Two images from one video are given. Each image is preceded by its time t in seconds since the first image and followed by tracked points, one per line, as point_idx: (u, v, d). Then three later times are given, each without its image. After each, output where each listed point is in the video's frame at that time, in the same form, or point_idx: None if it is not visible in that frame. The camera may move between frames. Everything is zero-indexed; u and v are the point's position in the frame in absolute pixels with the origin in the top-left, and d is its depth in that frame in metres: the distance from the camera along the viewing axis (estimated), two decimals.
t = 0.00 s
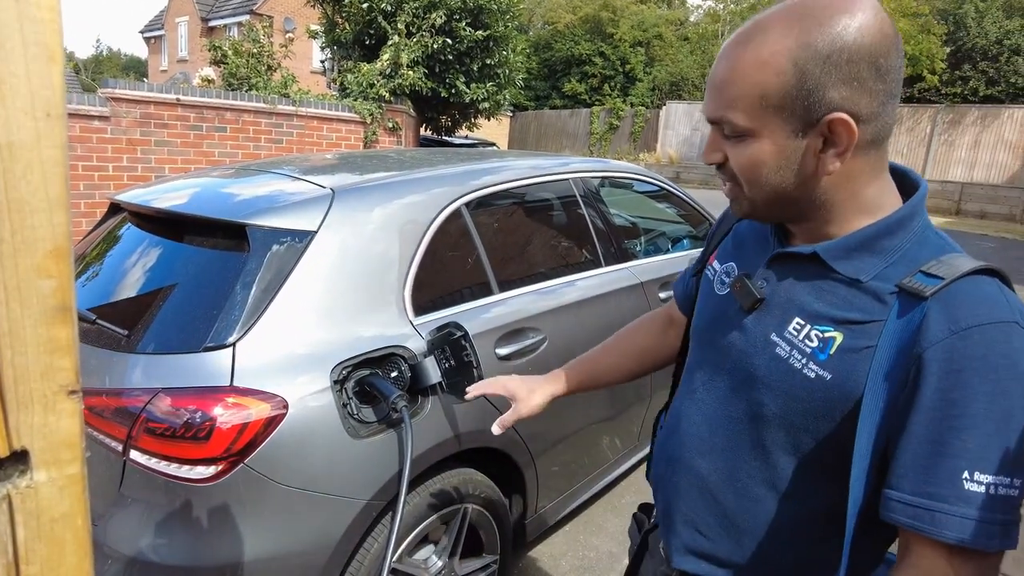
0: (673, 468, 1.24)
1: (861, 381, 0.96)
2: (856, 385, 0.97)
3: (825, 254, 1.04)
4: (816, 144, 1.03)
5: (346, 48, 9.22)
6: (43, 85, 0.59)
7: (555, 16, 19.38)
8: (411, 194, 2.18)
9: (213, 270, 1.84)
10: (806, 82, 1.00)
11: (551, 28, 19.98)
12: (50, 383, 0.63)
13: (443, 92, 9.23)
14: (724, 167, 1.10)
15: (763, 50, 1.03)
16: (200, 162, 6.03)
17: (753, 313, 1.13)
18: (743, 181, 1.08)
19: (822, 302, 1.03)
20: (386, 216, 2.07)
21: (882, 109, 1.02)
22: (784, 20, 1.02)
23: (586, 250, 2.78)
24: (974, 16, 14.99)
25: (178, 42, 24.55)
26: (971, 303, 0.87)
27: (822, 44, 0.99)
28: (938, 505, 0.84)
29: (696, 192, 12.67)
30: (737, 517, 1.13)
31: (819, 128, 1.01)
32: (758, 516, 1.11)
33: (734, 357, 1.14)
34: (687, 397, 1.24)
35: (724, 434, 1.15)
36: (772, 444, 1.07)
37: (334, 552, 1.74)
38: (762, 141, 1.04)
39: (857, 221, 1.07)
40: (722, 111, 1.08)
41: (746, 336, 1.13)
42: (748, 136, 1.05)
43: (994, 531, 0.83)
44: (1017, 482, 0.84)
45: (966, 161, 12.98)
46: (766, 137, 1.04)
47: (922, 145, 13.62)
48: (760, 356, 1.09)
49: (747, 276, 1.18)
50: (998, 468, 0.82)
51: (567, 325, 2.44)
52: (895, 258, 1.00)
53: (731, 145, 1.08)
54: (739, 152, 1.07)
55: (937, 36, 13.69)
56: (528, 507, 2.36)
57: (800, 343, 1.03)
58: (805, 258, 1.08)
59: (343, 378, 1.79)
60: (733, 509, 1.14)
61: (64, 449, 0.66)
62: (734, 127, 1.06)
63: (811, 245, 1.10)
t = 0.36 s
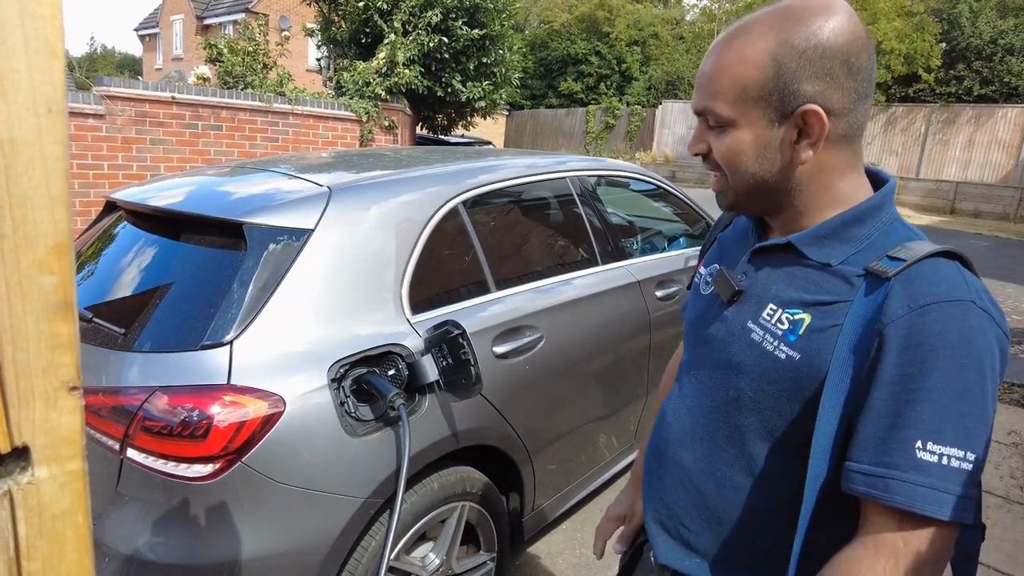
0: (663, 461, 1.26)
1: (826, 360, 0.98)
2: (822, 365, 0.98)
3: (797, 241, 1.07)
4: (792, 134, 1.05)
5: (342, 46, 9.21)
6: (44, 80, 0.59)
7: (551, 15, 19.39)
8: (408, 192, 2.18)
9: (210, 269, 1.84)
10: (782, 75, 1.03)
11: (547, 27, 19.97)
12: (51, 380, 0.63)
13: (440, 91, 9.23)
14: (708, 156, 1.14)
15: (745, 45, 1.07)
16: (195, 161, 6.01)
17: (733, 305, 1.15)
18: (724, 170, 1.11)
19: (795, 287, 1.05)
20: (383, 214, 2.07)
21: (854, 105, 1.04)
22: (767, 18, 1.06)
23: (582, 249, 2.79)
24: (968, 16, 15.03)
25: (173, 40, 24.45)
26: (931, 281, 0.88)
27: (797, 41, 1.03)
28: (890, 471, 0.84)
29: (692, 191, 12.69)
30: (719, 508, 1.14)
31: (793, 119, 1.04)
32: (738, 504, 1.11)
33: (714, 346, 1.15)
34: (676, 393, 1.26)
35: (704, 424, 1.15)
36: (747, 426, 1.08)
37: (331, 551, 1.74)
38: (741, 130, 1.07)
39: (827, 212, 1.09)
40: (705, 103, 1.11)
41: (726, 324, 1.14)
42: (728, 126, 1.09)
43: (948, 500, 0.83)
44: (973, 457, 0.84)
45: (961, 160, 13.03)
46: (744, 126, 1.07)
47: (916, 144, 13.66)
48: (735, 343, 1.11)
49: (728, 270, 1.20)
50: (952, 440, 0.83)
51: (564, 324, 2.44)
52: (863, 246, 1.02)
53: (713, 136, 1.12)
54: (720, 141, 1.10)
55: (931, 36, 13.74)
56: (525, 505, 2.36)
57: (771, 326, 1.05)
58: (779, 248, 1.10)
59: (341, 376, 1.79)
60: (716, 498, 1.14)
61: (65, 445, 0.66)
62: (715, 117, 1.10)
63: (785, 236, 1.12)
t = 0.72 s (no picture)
0: (662, 456, 1.26)
1: (797, 345, 0.99)
2: (795, 349, 0.99)
3: (773, 235, 1.08)
4: (780, 124, 1.07)
5: (338, 44, 9.19)
6: (54, 77, 0.59)
7: (548, 13, 19.37)
8: (405, 190, 2.18)
9: (209, 266, 1.84)
10: (768, 68, 1.06)
11: (544, 25, 19.94)
12: (61, 374, 0.64)
13: (437, 89, 9.22)
14: (699, 151, 1.13)
15: (728, 44, 1.09)
16: (192, 159, 5.98)
17: (716, 298, 1.17)
18: (716, 162, 1.11)
19: (769, 277, 1.07)
20: (381, 212, 2.07)
21: (831, 98, 1.09)
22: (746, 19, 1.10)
23: (579, 246, 2.79)
24: (964, 15, 15.07)
25: (168, 37, 24.33)
26: (890, 263, 0.90)
27: (779, 36, 1.07)
28: (853, 445, 0.85)
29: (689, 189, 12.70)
30: (713, 501, 1.15)
31: (782, 109, 1.06)
32: (729, 496, 1.12)
33: (701, 339, 1.17)
34: (670, 389, 1.27)
35: (695, 417, 1.17)
36: (726, 413, 1.09)
37: (330, 548, 1.74)
38: (733, 120, 1.07)
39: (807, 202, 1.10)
40: (690, 101, 1.12)
41: (710, 317, 1.16)
42: (719, 117, 1.08)
43: (911, 473, 0.83)
44: (937, 432, 0.84)
45: (956, 159, 13.08)
46: (736, 116, 1.07)
47: (912, 143, 13.70)
48: (717, 333, 1.12)
49: (715, 265, 1.22)
50: (913, 415, 0.84)
51: (562, 321, 2.45)
52: (833, 235, 1.03)
53: (700, 130, 1.12)
54: (712, 133, 1.10)
55: (927, 35, 13.78)
56: (523, 502, 2.37)
57: (748, 315, 1.07)
58: (756, 243, 1.12)
59: (340, 373, 1.79)
60: (709, 489, 1.15)
61: (74, 440, 0.66)
62: (701, 112, 1.11)
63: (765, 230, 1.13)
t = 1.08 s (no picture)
0: (665, 455, 1.27)
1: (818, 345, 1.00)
2: (816, 349, 1.00)
3: (783, 235, 1.11)
4: (833, 112, 1.14)
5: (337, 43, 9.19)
6: (67, 78, 0.60)
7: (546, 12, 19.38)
8: (406, 190, 2.19)
9: (210, 265, 1.85)
10: (828, 57, 1.12)
11: (542, 24, 19.95)
12: (73, 371, 0.65)
13: (435, 88, 9.22)
14: (768, 139, 1.10)
15: (784, 33, 1.12)
16: (190, 157, 5.99)
17: (722, 300, 1.18)
18: (789, 148, 1.10)
19: (783, 278, 1.08)
20: (381, 211, 2.08)
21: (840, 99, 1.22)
22: (787, 13, 1.14)
23: (578, 245, 2.81)
24: (961, 15, 15.10)
25: (166, 35, 24.31)
26: (910, 262, 0.92)
27: (823, 32, 1.14)
28: (885, 441, 0.86)
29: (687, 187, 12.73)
30: (723, 501, 1.15)
31: (835, 98, 1.14)
32: (743, 495, 1.12)
33: (708, 340, 1.18)
34: (673, 389, 1.27)
35: (701, 418, 1.17)
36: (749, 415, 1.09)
37: (332, 545, 1.75)
38: (805, 106, 1.10)
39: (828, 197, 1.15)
40: (761, 84, 1.11)
41: (718, 319, 1.17)
42: (791, 102, 1.10)
43: (940, 466, 0.84)
44: (960, 424, 0.86)
45: (953, 158, 13.11)
46: (807, 102, 1.10)
47: (910, 142, 13.74)
48: (729, 335, 1.13)
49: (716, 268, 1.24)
50: (940, 409, 0.85)
51: (561, 320, 2.46)
52: (843, 235, 1.06)
53: (775, 112, 1.10)
54: (783, 119, 1.10)
55: (923, 35, 13.81)
56: (523, 499, 2.38)
57: (763, 316, 1.08)
58: (766, 243, 1.14)
59: (342, 371, 1.80)
60: (722, 489, 1.15)
61: (86, 437, 0.67)
62: (778, 95, 1.10)
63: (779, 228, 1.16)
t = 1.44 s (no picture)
0: (670, 457, 1.27)
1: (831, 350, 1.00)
2: (830, 355, 1.00)
3: (791, 238, 1.11)
4: (841, 115, 1.14)
5: (335, 41, 9.21)
6: (68, 78, 0.60)
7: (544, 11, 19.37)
8: (404, 189, 2.19)
9: (209, 265, 1.85)
10: (837, 58, 1.12)
11: (541, 23, 19.95)
12: (74, 370, 0.65)
13: (433, 87, 9.22)
14: (772, 141, 1.11)
15: (792, 34, 1.12)
16: (188, 156, 5.98)
17: (730, 304, 1.18)
18: (794, 150, 1.11)
19: (793, 281, 1.08)
20: (379, 211, 2.07)
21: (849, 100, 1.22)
22: (796, 13, 1.14)
23: (577, 245, 2.81)
24: (959, 14, 15.11)
25: (164, 34, 24.27)
26: (922, 267, 0.92)
27: (833, 31, 1.14)
28: (903, 449, 0.87)
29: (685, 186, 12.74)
30: (732, 504, 1.15)
31: (843, 100, 1.13)
32: (752, 501, 1.12)
33: (715, 344, 1.18)
34: (677, 394, 1.27)
35: (710, 422, 1.18)
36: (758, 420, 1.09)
37: (332, 544, 1.75)
38: (811, 108, 1.10)
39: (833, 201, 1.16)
40: (767, 86, 1.11)
41: (726, 322, 1.17)
42: (797, 105, 1.10)
43: (957, 472, 0.85)
44: (974, 429, 0.87)
45: (951, 157, 13.13)
46: (814, 104, 1.10)
47: (908, 141, 13.75)
48: (738, 340, 1.13)
49: (722, 270, 1.24)
50: (954, 415, 0.86)
51: (561, 319, 2.46)
52: (853, 239, 1.06)
53: (781, 115, 1.11)
54: (789, 121, 1.10)
55: (921, 34, 13.82)
56: (522, 498, 2.38)
57: (773, 320, 1.08)
58: (774, 246, 1.14)
59: (340, 370, 1.80)
60: (731, 494, 1.15)
61: (87, 436, 0.67)
62: (784, 97, 1.11)
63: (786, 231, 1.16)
